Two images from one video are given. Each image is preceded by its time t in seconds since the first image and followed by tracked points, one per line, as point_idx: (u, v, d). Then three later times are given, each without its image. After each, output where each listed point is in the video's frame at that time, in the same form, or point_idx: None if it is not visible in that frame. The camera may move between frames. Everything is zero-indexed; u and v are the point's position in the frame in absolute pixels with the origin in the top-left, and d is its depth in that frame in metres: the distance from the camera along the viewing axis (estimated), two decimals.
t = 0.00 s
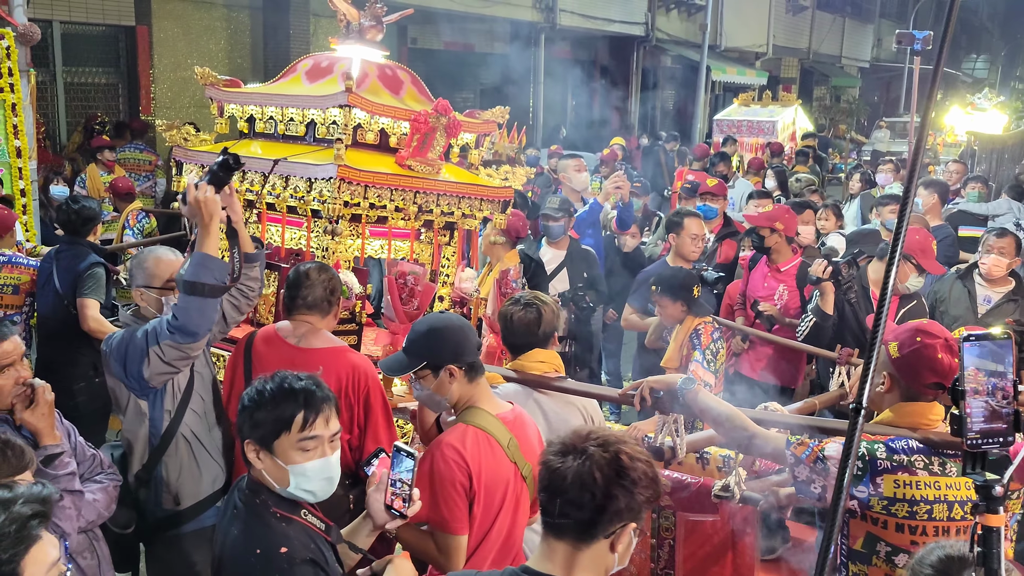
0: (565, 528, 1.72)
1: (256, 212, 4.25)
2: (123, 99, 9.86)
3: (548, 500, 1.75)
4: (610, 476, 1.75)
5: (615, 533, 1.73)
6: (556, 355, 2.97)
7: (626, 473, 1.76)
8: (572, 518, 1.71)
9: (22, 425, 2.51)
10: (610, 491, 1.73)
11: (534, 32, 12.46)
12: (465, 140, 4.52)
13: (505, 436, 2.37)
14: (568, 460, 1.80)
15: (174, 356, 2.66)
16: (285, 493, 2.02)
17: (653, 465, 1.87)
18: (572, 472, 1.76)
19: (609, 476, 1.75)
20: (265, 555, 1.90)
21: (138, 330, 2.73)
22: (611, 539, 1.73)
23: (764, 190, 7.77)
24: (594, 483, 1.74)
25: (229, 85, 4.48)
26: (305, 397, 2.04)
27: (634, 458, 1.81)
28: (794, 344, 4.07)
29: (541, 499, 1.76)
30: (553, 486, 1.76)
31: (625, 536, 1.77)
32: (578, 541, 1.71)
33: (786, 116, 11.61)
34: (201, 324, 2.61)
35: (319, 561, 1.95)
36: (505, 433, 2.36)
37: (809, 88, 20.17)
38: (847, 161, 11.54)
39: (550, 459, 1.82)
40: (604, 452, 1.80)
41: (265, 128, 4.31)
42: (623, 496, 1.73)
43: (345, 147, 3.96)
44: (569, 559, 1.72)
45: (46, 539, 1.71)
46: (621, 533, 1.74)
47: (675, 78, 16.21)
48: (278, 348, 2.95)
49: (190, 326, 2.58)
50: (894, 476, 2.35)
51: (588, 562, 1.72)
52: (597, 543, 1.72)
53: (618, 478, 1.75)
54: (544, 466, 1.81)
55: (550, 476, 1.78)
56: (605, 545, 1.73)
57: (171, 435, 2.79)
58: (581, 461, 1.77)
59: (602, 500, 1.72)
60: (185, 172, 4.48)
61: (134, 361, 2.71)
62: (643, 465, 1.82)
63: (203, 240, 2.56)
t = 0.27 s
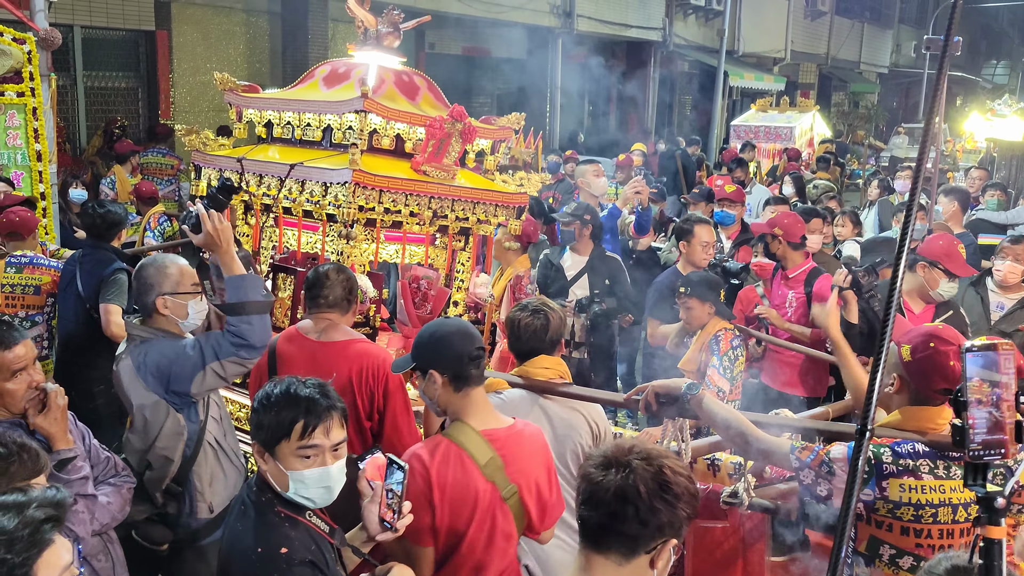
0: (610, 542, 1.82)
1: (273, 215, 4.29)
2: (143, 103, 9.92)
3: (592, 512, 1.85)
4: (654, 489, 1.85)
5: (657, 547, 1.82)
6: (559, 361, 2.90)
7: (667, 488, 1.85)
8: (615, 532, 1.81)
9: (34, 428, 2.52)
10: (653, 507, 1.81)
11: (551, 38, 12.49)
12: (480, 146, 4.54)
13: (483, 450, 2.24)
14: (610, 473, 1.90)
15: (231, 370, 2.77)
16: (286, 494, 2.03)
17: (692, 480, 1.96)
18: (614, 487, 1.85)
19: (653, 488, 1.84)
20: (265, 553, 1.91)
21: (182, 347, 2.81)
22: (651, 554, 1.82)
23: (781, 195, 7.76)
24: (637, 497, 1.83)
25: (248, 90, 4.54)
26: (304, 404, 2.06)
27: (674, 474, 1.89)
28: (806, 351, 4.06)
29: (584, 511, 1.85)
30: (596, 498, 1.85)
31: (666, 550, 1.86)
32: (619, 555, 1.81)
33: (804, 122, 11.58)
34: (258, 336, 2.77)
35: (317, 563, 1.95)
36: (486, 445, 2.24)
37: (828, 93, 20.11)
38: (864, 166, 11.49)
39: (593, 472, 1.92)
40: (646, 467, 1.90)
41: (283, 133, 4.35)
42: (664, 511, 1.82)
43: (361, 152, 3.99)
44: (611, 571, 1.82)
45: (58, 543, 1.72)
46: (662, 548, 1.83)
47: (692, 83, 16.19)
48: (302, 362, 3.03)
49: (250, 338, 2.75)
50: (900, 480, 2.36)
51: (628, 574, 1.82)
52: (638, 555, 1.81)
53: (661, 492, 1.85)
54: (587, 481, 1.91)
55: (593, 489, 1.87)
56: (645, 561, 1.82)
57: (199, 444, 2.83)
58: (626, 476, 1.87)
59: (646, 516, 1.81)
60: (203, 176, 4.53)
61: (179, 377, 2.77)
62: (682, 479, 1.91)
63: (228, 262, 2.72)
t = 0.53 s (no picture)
0: (614, 546, 1.80)
1: (283, 217, 4.33)
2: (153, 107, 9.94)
3: (597, 516, 1.83)
4: (662, 494, 1.84)
5: (661, 553, 1.80)
6: (555, 367, 2.84)
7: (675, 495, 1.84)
8: (620, 537, 1.79)
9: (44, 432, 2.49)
10: (661, 513, 1.80)
11: (561, 42, 12.49)
12: (490, 150, 4.53)
13: (422, 462, 2.15)
14: (618, 478, 1.89)
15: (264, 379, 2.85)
16: (295, 490, 2.06)
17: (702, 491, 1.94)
18: (622, 492, 1.84)
19: (662, 495, 1.83)
20: (246, 555, 1.92)
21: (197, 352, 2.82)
22: (654, 561, 1.81)
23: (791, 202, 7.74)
24: (645, 501, 1.82)
25: (261, 93, 4.56)
26: (302, 396, 2.09)
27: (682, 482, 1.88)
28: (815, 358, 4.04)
29: (590, 515, 1.83)
30: (602, 502, 1.83)
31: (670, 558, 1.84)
32: (624, 561, 1.80)
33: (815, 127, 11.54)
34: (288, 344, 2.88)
35: (300, 568, 1.93)
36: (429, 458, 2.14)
37: (839, 99, 20.01)
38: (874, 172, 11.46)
39: (600, 477, 1.90)
40: (653, 473, 1.89)
41: (294, 135, 4.37)
42: (671, 516, 1.81)
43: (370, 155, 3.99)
44: None
45: (65, 547, 1.71)
46: (667, 555, 1.81)
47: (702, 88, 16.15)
48: (319, 356, 3.08)
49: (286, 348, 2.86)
50: (891, 490, 2.29)
51: None
52: (642, 560, 1.80)
53: (669, 497, 1.84)
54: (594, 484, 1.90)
55: (600, 491, 1.86)
56: (648, 567, 1.81)
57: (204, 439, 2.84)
58: (636, 480, 1.86)
59: (654, 521, 1.79)
60: (215, 178, 4.55)
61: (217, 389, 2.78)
62: (690, 488, 1.90)
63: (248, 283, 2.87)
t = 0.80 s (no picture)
0: (606, 545, 1.80)
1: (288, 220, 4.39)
2: (160, 108, 10.00)
3: (590, 515, 1.84)
4: (655, 494, 1.85)
5: (653, 552, 1.81)
6: (553, 370, 2.84)
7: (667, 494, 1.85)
8: (614, 535, 1.79)
9: (55, 432, 2.54)
10: (652, 512, 1.81)
11: (568, 44, 12.50)
12: (495, 154, 4.54)
13: (389, 458, 2.22)
14: (612, 478, 1.90)
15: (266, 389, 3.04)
16: (287, 481, 2.07)
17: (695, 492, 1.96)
18: (616, 491, 1.85)
19: (655, 494, 1.85)
20: (216, 545, 1.94)
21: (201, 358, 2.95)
22: (647, 561, 1.81)
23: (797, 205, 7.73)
24: (637, 500, 1.83)
25: (267, 96, 4.59)
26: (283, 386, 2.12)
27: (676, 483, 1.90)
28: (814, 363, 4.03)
29: (584, 513, 1.84)
30: (596, 501, 1.85)
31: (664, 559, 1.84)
32: (617, 560, 1.79)
33: (821, 130, 11.54)
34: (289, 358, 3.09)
35: (268, 561, 1.94)
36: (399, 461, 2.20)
37: (846, 102, 19.96)
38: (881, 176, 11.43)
39: (595, 477, 1.92)
40: (647, 473, 1.90)
41: (299, 139, 4.40)
42: (662, 515, 1.82)
43: (373, 159, 4.03)
44: None
45: (74, 547, 1.77)
46: (660, 555, 1.82)
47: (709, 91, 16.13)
48: (314, 350, 3.20)
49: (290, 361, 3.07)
50: (864, 507, 2.26)
51: None
52: (636, 560, 1.80)
53: (662, 497, 1.85)
54: (588, 484, 1.91)
55: (594, 492, 1.87)
56: (642, 566, 1.81)
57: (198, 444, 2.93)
58: (630, 479, 1.88)
59: (646, 519, 1.80)
60: (222, 182, 4.55)
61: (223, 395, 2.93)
62: (684, 489, 1.91)
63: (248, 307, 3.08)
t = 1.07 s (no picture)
0: (604, 543, 1.80)
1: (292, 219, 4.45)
2: (170, 108, 10.05)
3: (590, 514, 1.84)
4: (654, 492, 1.85)
5: (652, 551, 1.80)
6: (553, 367, 2.85)
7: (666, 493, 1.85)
8: (612, 534, 1.79)
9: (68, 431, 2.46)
10: (650, 509, 1.81)
11: (577, 45, 12.50)
12: (498, 153, 4.53)
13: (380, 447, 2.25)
14: (610, 478, 1.91)
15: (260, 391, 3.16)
16: (269, 484, 2.08)
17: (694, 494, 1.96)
18: (615, 489, 1.86)
19: (654, 493, 1.85)
20: (202, 553, 1.95)
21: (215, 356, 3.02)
22: (646, 560, 1.81)
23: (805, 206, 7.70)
24: (635, 497, 1.83)
25: (272, 96, 4.62)
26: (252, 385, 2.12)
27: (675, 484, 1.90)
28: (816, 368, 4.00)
29: (583, 513, 1.85)
30: (594, 500, 1.85)
31: (662, 559, 1.84)
32: (614, 559, 1.80)
33: (831, 131, 11.49)
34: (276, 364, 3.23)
35: (255, 565, 1.96)
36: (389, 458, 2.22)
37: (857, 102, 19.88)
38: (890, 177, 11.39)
39: (594, 476, 1.92)
40: (646, 473, 1.90)
41: (303, 139, 4.43)
42: (661, 514, 1.82)
43: (373, 158, 4.02)
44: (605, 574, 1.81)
45: (87, 546, 1.69)
46: (659, 554, 1.82)
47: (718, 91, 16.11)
48: (279, 336, 3.17)
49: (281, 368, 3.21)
50: (821, 508, 2.20)
51: None
52: (634, 559, 1.80)
53: (660, 495, 1.85)
54: (587, 484, 1.92)
55: (592, 491, 1.88)
56: (640, 565, 1.81)
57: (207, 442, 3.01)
58: (629, 478, 1.88)
59: (645, 517, 1.80)
60: (228, 182, 4.62)
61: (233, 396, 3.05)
62: (683, 489, 1.91)
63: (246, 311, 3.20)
